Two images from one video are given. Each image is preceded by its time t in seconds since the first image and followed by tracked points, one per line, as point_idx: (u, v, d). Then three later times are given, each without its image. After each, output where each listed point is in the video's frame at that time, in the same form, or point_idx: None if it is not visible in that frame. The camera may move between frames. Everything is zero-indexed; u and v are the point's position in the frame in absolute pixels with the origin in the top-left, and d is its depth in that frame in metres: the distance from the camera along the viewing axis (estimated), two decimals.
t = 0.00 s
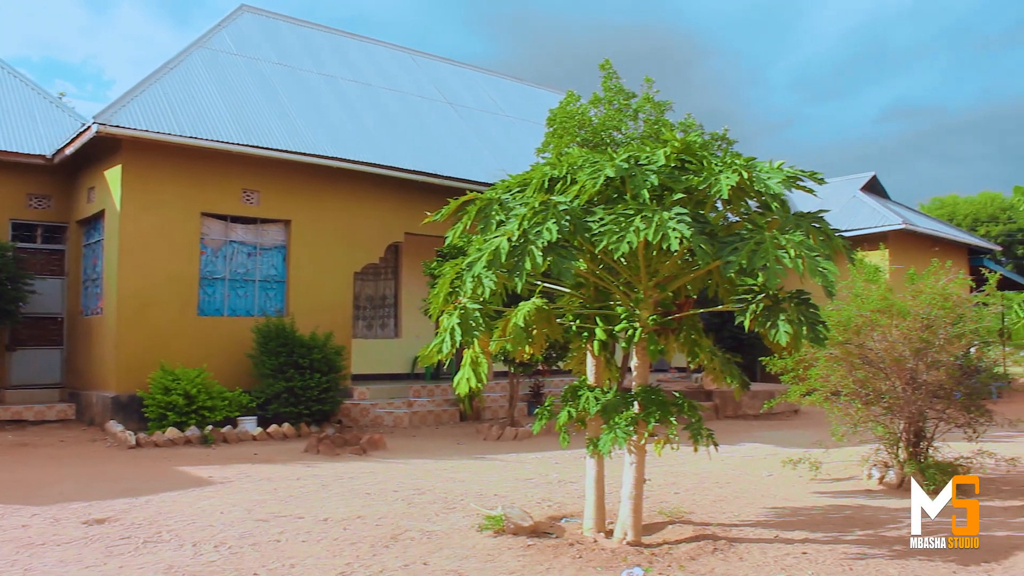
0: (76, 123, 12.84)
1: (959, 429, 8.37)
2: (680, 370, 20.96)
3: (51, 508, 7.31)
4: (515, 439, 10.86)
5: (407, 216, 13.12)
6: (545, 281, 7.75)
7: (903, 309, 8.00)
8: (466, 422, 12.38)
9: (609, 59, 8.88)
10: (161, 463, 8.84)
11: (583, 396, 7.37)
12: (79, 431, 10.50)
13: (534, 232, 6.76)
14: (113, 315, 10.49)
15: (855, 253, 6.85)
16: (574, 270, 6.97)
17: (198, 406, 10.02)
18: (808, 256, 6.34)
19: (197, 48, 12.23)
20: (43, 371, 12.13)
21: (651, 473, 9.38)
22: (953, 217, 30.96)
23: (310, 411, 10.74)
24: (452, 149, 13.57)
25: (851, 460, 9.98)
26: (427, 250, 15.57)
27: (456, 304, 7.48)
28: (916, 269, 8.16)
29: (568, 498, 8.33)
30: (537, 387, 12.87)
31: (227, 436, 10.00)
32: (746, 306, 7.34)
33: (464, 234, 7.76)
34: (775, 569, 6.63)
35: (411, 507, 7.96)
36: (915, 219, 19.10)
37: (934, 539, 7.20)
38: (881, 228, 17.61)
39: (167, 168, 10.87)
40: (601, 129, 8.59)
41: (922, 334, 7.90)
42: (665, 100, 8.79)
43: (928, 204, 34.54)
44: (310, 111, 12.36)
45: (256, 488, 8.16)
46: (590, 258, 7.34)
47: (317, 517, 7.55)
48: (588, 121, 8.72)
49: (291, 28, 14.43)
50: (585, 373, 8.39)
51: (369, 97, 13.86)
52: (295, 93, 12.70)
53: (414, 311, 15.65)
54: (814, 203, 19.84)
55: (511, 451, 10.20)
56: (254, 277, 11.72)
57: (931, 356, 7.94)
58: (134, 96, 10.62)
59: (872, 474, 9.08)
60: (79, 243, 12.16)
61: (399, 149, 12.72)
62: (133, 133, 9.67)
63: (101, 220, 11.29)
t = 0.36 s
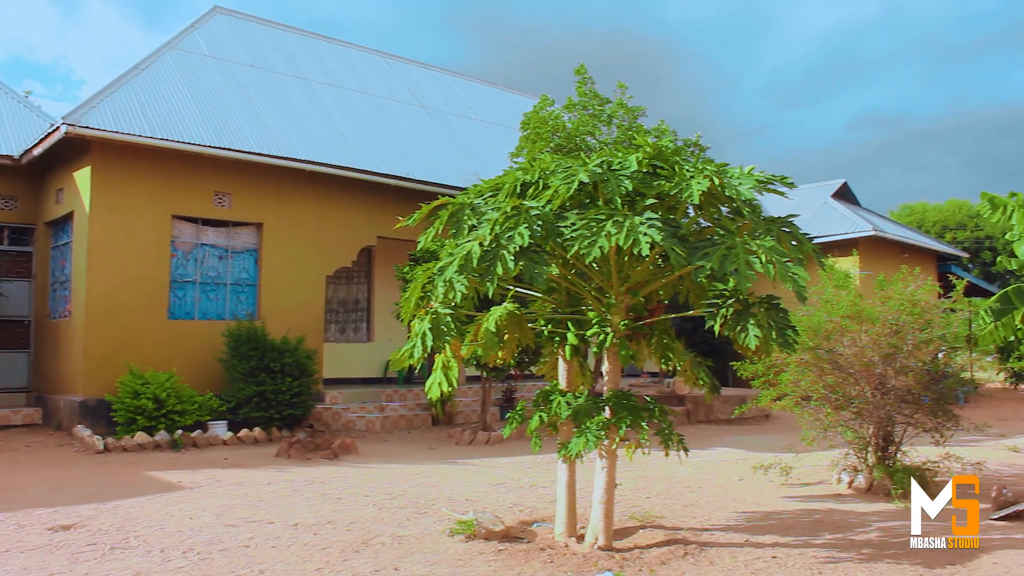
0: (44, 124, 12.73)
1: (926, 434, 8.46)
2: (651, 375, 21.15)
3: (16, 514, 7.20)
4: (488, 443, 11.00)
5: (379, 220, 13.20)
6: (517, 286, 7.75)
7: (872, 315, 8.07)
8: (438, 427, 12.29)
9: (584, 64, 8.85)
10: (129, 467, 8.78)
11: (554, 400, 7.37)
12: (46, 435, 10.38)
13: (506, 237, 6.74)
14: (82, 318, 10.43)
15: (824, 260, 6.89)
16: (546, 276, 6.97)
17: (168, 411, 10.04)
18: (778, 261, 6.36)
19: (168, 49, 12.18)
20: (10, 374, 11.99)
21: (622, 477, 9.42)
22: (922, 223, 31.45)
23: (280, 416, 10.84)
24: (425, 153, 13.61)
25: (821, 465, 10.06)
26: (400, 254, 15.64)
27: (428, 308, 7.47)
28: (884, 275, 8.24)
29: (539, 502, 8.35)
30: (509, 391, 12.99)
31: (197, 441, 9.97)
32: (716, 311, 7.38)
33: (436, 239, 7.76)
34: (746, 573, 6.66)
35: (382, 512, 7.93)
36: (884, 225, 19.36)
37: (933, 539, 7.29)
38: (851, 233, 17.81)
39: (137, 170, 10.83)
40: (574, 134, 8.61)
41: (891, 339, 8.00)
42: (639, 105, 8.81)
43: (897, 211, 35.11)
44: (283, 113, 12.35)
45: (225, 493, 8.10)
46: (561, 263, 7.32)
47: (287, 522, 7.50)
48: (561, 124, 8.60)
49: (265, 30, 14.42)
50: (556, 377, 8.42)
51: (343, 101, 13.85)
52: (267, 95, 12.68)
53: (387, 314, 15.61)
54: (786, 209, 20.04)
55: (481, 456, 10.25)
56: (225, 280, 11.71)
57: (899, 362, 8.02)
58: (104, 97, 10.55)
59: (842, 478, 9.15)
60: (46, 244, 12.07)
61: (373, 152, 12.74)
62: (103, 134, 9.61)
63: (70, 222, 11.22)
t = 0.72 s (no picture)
0: (12, 119, 12.54)
1: (892, 435, 8.54)
2: (623, 376, 21.35)
3: None
4: (458, 443, 11.05)
5: (352, 218, 13.15)
6: (487, 287, 7.73)
7: (841, 317, 8.13)
8: (409, 427, 12.59)
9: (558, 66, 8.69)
10: (95, 467, 8.69)
11: (524, 401, 7.35)
12: (11, 435, 10.23)
13: (477, 237, 6.68)
14: (48, 316, 10.33)
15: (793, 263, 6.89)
16: (516, 276, 6.93)
17: (135, 410, 9.99)
18: (748, 265, 6.31)
19: (139, 45, 12.08)
20: None
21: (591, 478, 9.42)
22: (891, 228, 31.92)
23: (250, 415, 10.85)
24: (399, 152, 13.59)
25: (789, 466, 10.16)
26: (372, 254, 15.65)
27: (398, 308, 7.43)
28: (854, 279, 8.32)
29: (508, 503, 8.36)
30: (480, 392, 13.07)
31: (165, 440, 9.93)
32: (686, 313, 7.34)
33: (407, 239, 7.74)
34: (713, 574, 6.68)
35: (351, 513, 7.90)
36: (853, 230, 19.59)
37: (934, 539, 7.34)
38: (819, 237, 18.01)
39: (106, 166, 10.74)
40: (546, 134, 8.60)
41: (859, 342, 8.08)
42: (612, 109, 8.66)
43: (867, 215, 35.66)
44: (255, 111, 12.28)
45: (192, 494, 8.03)
46: (532, 264, 7.28)
47: (255, 522, 7.45)
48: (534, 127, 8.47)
49: (238, 27, 14.35)
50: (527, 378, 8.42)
51: (315, 100, 13.77)
52: (239, 92, 12.61)
53: (358, 314, 15.68)
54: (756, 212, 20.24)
55: (450, 456, 10.28)
56: (195, 279, 11.64)
57: (868, 364, 8.12)
58: (72, 92, 10.44)
59: (811, 479, 9.13)
60: (12, 241, 11.91)
61: (345, 151, 12.71)
62: (70, 129, 9.49)
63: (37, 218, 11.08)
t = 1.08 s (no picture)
0: None
1: (856, 434, 8.65)
2: (591, 374, 21.47)
3: None
4: (426, 443, 11.08)
5: (322, 216, 13.13)
6: (455, 286, 7.72)
7: (806, 317, 8.21)
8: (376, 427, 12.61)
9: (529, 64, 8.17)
10: (58, 468, 8.59)
11: (491, 400, 7.33)
12: None
13: (444, 236, 6.65)
14: (9, 315, 10.19)
15: (758, 263, 6.93)
16: (483, 276, 6.90)
17: (98, 410, 9.90)
18: (712, 266, 6.32)
19: (104, 40, 11.97)
20: None
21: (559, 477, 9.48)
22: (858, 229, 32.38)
23: (216, 415, 10.83)
24: (368, 151, 13.56)
25: (755, 465, 10.26)
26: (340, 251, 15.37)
27: (365, 307, 7.39)
28: (819, 279, 8.41)
29: (474, 502, 8.38)
30: (448, 391, 13.10)
31: (129, 440, 9.85)
32: (653, 313, 7.38)
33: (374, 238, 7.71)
34: (679, 572, 6.70)
35: (317, 513, 7.87)
36: (819, 230, 19.78)
37: (934, 539, 7.31)
38: (785, 238, 18.12)
39: (69, 163, 10.62)
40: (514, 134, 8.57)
41: (824, 341, 8.14)
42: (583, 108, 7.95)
43: (835, 216, 36.23)
44: (222, 108, 12.20)
45: (157, 495, 7.95)
46: (499, 264, 7.27)
47: (220, 523, 7.39)
48: (503, 126, 7.86)
49: (206, 24, 14.26)
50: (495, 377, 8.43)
51: (284, 98, 13.69)
52: (206, 88, 12.52)
53: (325, 313, 15.58)
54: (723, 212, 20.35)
55: (418, 456, 10.30)
56: (160, 277, 11.56)
57: (832, 363, 8.18)
58: (35, 87, 10.32)
59: (776, 477, 9.34)
60: None
61: (314, 149, 12.66)
62: (32, 125, 9.38)
63: None
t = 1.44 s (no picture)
0: None
1: (823, 432, 8.74)
2: (559, 373, 21.57)
3: None
4: (395, 442, 11.11)
5: (293, 215, 13.08)
6: (423, 285, 7.71)
7: (774, 317, 8.27)
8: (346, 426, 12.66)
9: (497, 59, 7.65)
10: (22, 471, 8.49)
11: (460, 400, 7.31)
12: None
13: (411, 235, 6.61)
14: None
15: (726, 263, 6.95)
16: (452, 275, 6.85)
17: (63, 411, 9.78)
18: (679, 267, 6.29)
19: (69, 35, 11.84)
20: None
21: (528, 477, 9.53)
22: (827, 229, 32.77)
23: (183, 415, 10.78)
24: (338, 150, 13.51)
25: (724, 463, 10.35)
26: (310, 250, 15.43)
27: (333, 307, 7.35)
28: (786, 279, 8.46)
29: (445, 502, 8.40)
30: (418, 391, 13.13)
31: (94, 441, 9.78)
32: (621, 313, 7.40)
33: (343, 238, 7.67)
34: (646, 570, 6.73)
35: (285, 513, 7.84)
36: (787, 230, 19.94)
37: (934, 539, 7.28)
38: (753, 238, 18.24)
39: (33, 159, 10.51)
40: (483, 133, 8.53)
41: (791, 340, 8.20)
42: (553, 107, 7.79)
43: (802, 216, 36.71)
44: (190, 105, 12.12)
45: (123, 497, 7.89)
46: (468, 263, 7.25)
47: (187, 524, 7.33)
48: (473, 126, 7.75)
49: (174, 20, 14.16)
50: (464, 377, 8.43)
51: (253, 96, 13.62)
52: (173, 85, 12.43)
53: (294, 313, 15.58)
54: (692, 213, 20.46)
55: (388, 455, 10.32)
56: (127, 276, 11.46)
57: (799, 362, 8.24)
58: None
59: (744, 476, 9.43)
60: None
61: (283, 148, 12.60)
62: None
63: None
